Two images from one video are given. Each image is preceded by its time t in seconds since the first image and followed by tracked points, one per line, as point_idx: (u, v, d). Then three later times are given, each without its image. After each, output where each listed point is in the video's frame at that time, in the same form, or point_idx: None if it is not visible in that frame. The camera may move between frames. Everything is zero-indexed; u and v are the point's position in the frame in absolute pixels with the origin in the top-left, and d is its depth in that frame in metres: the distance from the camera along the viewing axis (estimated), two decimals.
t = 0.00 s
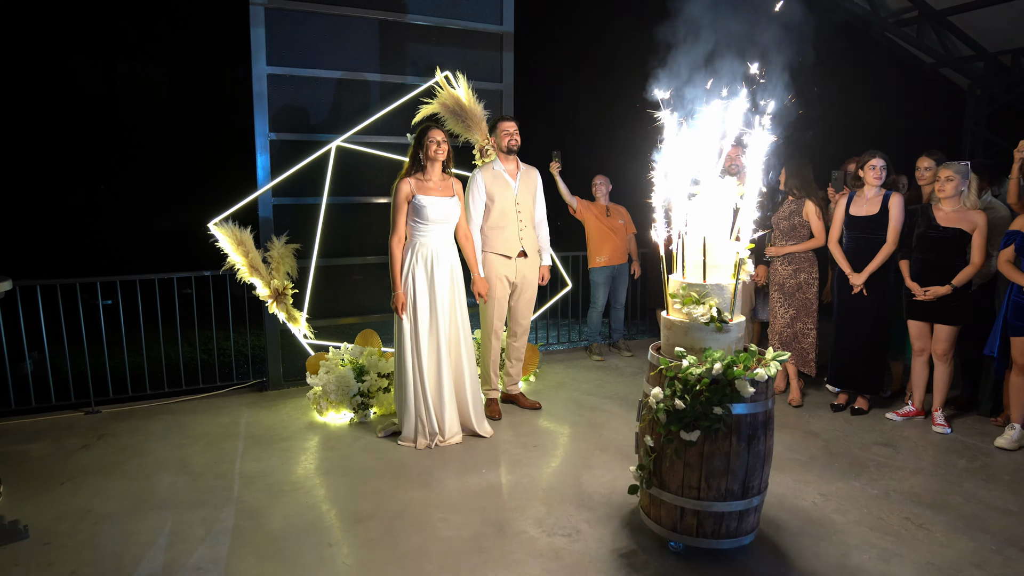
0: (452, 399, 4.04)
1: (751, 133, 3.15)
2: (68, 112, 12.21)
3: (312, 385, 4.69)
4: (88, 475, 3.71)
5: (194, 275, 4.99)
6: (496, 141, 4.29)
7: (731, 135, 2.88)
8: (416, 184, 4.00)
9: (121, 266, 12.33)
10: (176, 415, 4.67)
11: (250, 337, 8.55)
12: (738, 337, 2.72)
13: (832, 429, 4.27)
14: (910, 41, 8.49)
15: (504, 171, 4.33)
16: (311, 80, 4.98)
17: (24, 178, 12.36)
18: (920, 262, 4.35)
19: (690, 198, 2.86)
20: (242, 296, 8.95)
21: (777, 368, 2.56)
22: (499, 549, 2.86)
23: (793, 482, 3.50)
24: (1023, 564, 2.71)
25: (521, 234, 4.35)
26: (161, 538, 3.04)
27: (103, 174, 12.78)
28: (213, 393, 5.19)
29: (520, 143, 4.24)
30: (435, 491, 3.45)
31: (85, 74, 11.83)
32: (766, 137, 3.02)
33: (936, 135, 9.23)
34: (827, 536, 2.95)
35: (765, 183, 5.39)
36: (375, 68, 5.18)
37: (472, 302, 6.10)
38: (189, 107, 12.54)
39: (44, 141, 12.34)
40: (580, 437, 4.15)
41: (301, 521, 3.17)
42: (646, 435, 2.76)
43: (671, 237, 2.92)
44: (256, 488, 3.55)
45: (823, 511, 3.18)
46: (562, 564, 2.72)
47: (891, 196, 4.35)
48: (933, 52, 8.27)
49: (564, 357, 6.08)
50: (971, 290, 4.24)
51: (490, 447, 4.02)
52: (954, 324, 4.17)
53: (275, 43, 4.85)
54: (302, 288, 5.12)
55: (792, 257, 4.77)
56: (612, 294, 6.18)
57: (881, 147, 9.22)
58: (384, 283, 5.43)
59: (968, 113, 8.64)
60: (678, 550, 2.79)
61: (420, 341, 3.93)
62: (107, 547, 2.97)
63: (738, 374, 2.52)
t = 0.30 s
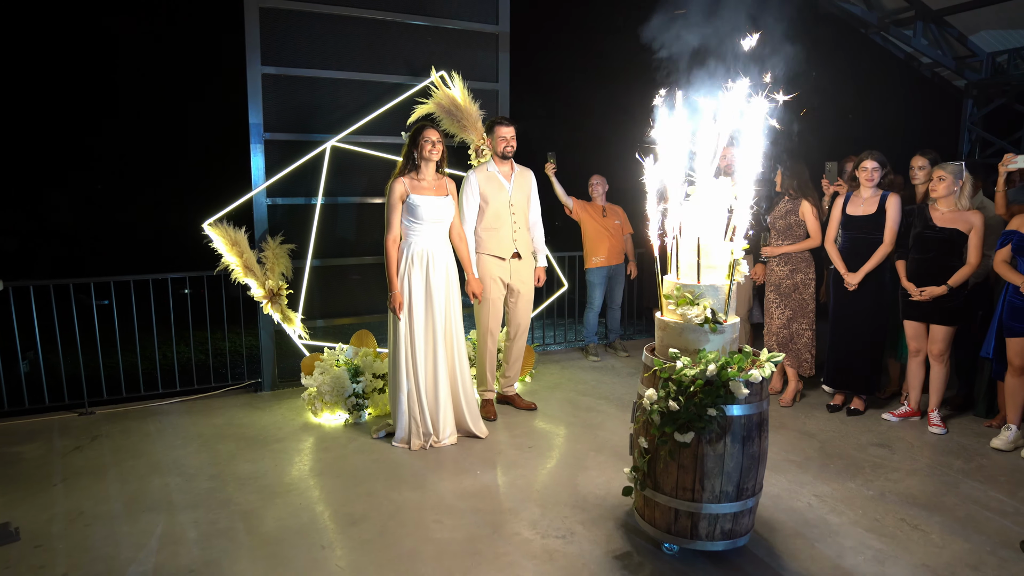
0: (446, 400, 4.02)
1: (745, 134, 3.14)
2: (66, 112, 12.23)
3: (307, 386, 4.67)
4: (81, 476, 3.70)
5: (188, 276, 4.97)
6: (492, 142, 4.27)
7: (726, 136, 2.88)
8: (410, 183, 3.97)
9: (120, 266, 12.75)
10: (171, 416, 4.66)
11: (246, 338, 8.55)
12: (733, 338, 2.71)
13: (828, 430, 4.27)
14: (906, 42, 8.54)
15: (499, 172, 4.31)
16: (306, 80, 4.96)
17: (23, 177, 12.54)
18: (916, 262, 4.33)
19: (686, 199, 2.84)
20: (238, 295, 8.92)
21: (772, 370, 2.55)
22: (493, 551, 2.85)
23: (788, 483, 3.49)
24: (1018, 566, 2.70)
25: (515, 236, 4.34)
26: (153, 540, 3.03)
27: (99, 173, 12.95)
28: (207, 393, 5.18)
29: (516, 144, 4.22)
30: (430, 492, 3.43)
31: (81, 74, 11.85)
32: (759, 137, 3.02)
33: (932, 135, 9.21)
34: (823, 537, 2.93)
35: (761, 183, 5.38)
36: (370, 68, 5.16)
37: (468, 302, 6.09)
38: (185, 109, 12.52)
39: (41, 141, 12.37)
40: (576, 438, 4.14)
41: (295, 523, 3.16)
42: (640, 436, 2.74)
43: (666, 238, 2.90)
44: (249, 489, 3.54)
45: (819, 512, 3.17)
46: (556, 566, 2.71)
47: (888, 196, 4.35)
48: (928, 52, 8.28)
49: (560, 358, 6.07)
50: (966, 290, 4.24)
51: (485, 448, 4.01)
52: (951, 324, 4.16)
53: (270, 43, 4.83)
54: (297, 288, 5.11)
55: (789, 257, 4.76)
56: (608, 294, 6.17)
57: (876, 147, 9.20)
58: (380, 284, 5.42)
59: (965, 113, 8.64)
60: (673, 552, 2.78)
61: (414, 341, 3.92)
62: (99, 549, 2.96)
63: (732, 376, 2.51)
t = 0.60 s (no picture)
0: (442, 400, 4.01)
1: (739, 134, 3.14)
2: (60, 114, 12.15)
3: (302, 387, 4.66)
4: (75, 478, 3.68)
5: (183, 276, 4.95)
6: (487, 141, 4.26)
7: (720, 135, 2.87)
8: (406, 183, 3.95)
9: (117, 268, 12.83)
10: (166, 417, 4.64)
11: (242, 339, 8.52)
12: (728, 339, 2.70)
13: (824, 430, 4.27)
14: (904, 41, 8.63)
15: (494, 171, 4.30)
16: (301, 80, 4.95)
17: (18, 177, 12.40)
18: (913, 262, 4.33)
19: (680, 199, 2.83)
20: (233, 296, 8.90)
21: (767, 370, 2.54)
22: (488, 552, 2.84)
23: (784, 484, 3.48)
24: (1013, 567, 2.69)
25: (510, 235, 4.33)
26: (147, 542, 3.01)
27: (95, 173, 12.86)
28: (202, 394, 5.17)
29: (511, 143, 4.21)
30: (425, 493, 3.42)
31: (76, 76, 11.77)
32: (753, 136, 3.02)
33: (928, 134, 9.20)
34: (818, 538, 2.92)
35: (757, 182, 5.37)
36: (366, 68, 5.14)
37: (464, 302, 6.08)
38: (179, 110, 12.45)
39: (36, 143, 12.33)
40: (572, 439, 4.13)
41: (289, 524, 3.15)
42: (635, 437, 2.73)
43: (661, 238, 2.90)
44: (243, 490, 3.52)
45: (815, 513, 3.16)
46: (551, 567, 2.70)
47: (886, 198, 4.33)
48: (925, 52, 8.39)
49: (557, 358, 6.06)
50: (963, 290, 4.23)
51: (480, 448, 3.99)
52: (947, 324, 4.16)
53: (265, 42, 4.81)
54: (292, 288, 5.09)
55: (785, 257, 4.75)
56: (605, 294, 6.16)
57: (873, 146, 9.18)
58: (376, 284, 5.40)
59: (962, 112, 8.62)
60: (668, 553, 2.77)
61: (410, 342, 3.90)
62: (92, 551, 2.94)
63: (727, 376, 2.50)
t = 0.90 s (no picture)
0: (438, 401, 4.00)
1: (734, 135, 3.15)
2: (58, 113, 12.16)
3: (297, 387, 4.64)
4: (66, 480, 3.65)
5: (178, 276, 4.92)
6: (482, 141, 4.25)
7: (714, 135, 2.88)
8: (402, 183, 3.94)
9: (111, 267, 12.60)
10: (159, 418, 4.61)
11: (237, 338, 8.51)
12: (722, 340, 2.69)
13: (819, 431, 4.26)
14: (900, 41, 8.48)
15: (490, 171, 4.30)
16: (295, 79, 4.93)
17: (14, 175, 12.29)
18: (909, 263, 4.33)
19: (674, 199, 2.82)
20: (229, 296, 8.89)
21: (761, 371, 2.53)
22: (482, 554, 2.82)
23: (779, 484, 3.47)
24: (1009, 568, 2.69)
25: (506, 235, 4.32)
26: (139, 544, 2.99)
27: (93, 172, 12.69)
28: (197, 395, 5.14)
29: (506, 143, 4.20)
30: (419, 494, 3.41)
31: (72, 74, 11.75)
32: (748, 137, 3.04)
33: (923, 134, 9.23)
34: (813, 540, 2.92)
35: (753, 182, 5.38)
36: (361, 68, 5.13)
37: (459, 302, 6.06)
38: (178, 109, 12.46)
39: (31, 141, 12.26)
40: (568, 439, 4.12)
41: (282, 525, 3.13)
42: (629, 438, 2.73)
43: (655, 239, 2.88)
44: (237, 491, 3.51)
45: (810, 514, 3.15)
46: (545, 568, 2.69)
47: (882, 199, 4.32)
48: (922, 52, 8.32)
49: (553, 358, 6.05)
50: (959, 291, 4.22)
51: (475, 449, 3.98)
52: (942, 325, 4.16)
53: (259, 42, 4.80)
54: (287, 288, 5.07)
55: (781, 257, 4.75)
56: (601, 295, 6.15)
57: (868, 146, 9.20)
58: (372, 284, 5.39)
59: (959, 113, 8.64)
60: (663, 554, 2.76)
61: (406, 342, 3.89)
62: (83, 553, 2.92)
63: (721, 377, 2.49)
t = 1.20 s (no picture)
0: (434, 402, 4.00)
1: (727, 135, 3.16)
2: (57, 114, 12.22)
3: (293, 388, 4.63)
4: (59, 480, 3.65)
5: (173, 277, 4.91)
6: (477, 142, 4.24)
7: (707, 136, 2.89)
8: (397, 183, 3.92)
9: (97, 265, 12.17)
10: (154, 419, 4.60)
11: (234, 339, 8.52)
12: (716, 340, 2.69)
13: (815, 431, 4.26)
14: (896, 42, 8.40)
15: (485, 172, 4.29)
16: (290, 79, 4.92)
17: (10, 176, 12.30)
18: (904, 263, 4.32)
19: (668, 200, 2.83)
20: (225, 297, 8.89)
21: (755, 372, 2.53)
22: (475, 555, 2.82)
23: (774, 485, 3.47)
24: (1003, 569, 2.68)
25: (502, 236, 4.32)
26: (132, 545, 2.99)
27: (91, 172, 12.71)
28: (192, 396, 5.13)
29: (502, 144, 4.19)
30: (414, 495, 3.40)
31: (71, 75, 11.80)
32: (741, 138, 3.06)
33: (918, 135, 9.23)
34: (807, 541, 2.91)
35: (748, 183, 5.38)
36: (357, 68, 5.13)
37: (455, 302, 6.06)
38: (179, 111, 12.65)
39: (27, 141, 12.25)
40: (563, 440, 4.11)
41: (276, 526, 3.12)
42: (623, 439, 2.72)
43: (649, 239, 2.88)
44: (232, 492, 3.51)
45: (805, 514, 3.15)
46: (538, 570, 2.69)
47: (877, 199, 4.32)
48: (919, 52, 8.26)
49: (549, 358, 6.05)
50: (954, 291, 4.23)
51: (470, 450, 3.97)
52: (938, 325, 4.16)
53: (255, 42, 4.79)
54: (283, 288, 5.06)
55: (777, 258, 4.75)
56: (597, 295, 6.15)
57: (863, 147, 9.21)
58: (368, 285, 5.39)
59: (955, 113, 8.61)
60: (657, 556, 2.76)
61: (402, 343, 3.88)
62: (77, 554, 2.91)
63: (715, 378, 2.49)
